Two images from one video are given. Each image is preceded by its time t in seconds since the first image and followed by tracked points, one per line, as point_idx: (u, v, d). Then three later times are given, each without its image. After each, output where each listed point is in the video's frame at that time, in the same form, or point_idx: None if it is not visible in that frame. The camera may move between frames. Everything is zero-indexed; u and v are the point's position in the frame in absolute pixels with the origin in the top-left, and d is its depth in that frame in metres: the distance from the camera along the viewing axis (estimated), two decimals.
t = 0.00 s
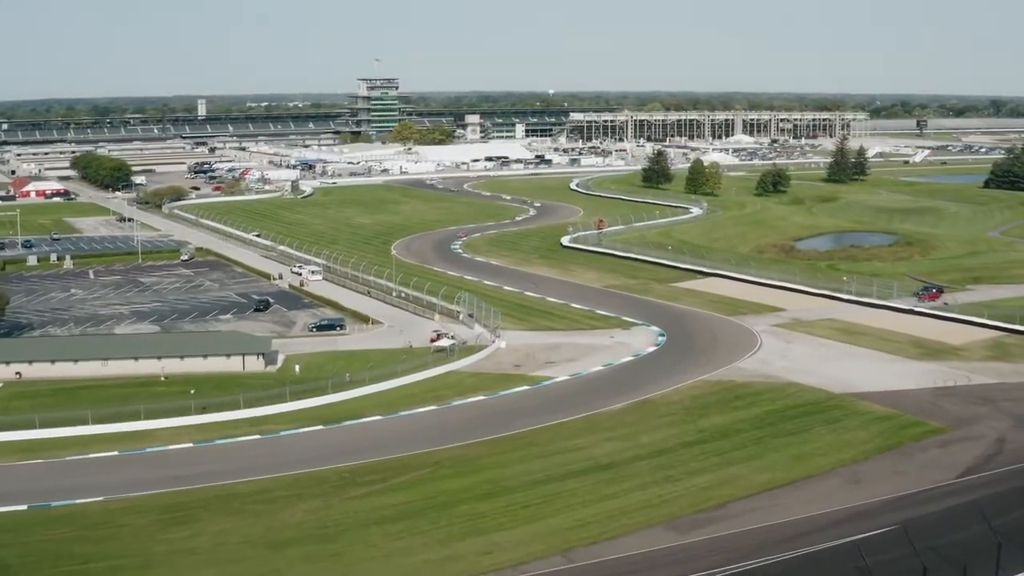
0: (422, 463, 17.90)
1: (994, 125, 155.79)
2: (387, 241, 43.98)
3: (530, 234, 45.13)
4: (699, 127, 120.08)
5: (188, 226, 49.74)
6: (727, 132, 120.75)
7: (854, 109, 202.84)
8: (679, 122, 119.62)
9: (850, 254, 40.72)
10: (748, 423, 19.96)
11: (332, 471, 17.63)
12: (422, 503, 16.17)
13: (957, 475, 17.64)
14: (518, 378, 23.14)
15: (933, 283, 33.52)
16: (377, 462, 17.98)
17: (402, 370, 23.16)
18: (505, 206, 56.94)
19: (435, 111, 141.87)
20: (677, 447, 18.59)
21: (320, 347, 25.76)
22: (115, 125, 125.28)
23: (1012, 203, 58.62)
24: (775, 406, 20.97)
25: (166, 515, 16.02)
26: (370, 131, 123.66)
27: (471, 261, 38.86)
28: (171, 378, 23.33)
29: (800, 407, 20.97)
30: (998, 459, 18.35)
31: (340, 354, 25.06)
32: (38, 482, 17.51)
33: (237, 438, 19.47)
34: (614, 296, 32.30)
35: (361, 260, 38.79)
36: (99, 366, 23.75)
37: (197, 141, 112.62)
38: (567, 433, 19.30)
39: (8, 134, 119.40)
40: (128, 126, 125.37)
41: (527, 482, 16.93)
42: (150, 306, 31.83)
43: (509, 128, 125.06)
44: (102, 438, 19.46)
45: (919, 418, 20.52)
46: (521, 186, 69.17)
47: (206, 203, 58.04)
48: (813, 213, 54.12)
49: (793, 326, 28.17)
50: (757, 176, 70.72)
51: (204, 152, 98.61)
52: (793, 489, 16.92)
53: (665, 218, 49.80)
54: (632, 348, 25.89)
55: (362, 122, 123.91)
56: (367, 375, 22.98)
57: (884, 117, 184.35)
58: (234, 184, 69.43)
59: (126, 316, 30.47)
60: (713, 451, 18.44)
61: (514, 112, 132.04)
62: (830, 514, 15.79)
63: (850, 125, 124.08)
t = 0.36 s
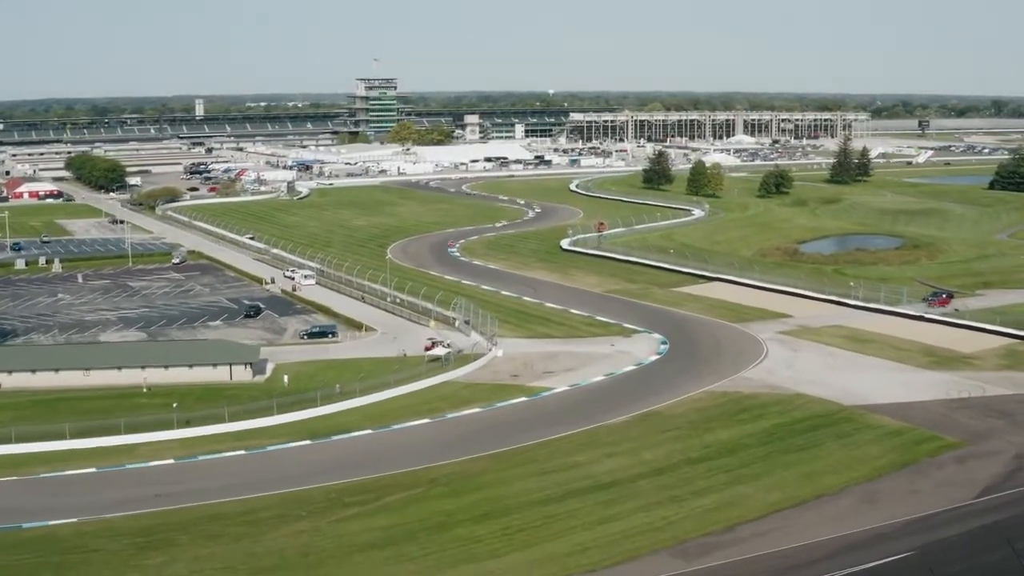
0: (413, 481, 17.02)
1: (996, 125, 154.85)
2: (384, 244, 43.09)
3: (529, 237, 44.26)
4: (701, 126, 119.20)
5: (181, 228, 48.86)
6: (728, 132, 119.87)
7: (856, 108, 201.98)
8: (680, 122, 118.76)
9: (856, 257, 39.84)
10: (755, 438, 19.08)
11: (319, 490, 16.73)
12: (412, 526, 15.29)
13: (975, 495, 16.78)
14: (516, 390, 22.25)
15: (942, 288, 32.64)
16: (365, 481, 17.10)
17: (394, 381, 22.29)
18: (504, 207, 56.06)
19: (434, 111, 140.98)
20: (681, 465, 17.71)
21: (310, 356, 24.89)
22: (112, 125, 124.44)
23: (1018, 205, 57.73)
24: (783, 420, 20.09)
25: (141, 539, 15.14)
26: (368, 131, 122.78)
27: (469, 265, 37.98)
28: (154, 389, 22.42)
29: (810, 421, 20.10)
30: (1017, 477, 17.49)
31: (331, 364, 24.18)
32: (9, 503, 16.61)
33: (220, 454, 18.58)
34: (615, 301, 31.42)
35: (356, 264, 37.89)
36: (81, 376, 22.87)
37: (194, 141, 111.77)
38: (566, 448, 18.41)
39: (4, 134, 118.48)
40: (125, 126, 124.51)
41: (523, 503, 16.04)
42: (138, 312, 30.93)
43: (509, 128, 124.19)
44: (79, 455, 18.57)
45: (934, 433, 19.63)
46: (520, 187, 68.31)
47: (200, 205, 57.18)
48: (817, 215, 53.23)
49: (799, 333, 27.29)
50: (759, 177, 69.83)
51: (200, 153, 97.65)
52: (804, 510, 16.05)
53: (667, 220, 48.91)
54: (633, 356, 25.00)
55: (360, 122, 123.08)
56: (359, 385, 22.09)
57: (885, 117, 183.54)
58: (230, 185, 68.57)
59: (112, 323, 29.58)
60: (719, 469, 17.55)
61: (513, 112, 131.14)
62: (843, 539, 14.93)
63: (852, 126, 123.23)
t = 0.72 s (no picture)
0: (404, 503, 16.12)
1: (999, 126, 153.92)
2: (379, 247, 42.19)
3: (527, 240, 43.35)
4: (702, 127, 118.30)
5: (174, 231, 47.97)
6: (729, 133, 118.98)
7: (857, 109, 201.08)
8: (680, 123, 117.84)
9: (863, 261, 38.96)
10: (764, 455, 18.20)
11: (304, 514, 15.83)
12: (402, 553, 14.39)
13: (998, 517, 15.90)
14: (513, 402, 21.35)
15: (952, 295, 31.76)
16: (354, 503, 16.20)
17: (387, 394, 21.39)
18: (503, 209, 55.17)
19: (433, 111, 140.08)
20: (687, 485, 16.83)
21: (300, 367, 24.01)
22: (108, 125, 123.60)
23: None
24: (793, 436, 19.20)
25: (114, 567, 14.25)
26: (366, 132, 121.86)
27: (466, 269, 37.10)
28: (137, 402, 21.52)
29: (820, 436, 19.22)
30: None
31: (321, 374, 23.27)
32: None
33: (202, 472, 17.69)
34: (616, 308, 30.52)
35: (350, 269, 36.99)
36: (61, 388, 21.96)
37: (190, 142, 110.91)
38: (565, 467, 17.52)
39: None
40: (121, 126, 123.59)
41: (520, 527, 15.16)
42: (125, 319, 30.03)
43: (508, 128, 123.29)
44: (54, 474, 17.67)
45: (951, 450, 18.74)
46: (519, 188, 67.43)
47: (194, 207, 56.28)
48: (821, 218, 52.35)
49: (807, 342, 26.41)
50: (762, 178, 68.94)
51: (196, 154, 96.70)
52: (817, 535, 15.15)
53: (668, 222, 48.06)
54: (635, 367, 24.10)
55: (359, 122, 122.16)
56: (349, 398, 21.20)
57: (887, 117, 182.71)
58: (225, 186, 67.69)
59: (98, 330, 28.68)
60: (727, 490, 16.67)
61: (513, 112, 130.22)
62: (859, 567, 14.05)
63: (854, 126, 122.37)
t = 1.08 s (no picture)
0: (397, 525, 15.31)
1: (1001, 126, 153.17)
2: (376, 250, 41.39)
3: (527, 244, 42.56)
4: (703, 127, 117.54)
5: (167, 233, 47.15)
6: (730, 133, 118.21)
7: (857, 109, 200.44)
8: (681, 123, 117.08)
9: (869, 265, 38.15)
10: (775, 472, 17.39)
11: (291, 537, 15.02)
12: None
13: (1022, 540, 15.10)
14: (512, 415, 20.54)
15: (962, 300, 30.97)
16: (345, 525, 15.38)
17: (381, 407, 20.58)
18: (502, 212, 54.38)
19: (432, 111, 139.19)
20: (695, 505, 16.01)
21: (292, 377, 23.20)
22: (105, 125, 122.81)
23: None
24: (804, 452, 18.39)
25: None
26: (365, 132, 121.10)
27: (464, 273, 36.31)
28: (122, 415, 20.69)
29: (833, 452, 18.41)
30: None
31: (314, 385, 22.48)
32: None
33: (187, 490, 16.88)
34: (618, 314, 29.72)
35: (346, 273, 36.20)
36: (43, 400, 21.13)
37: (188, 142, 110.20)
38: (566, 485, 16.72)
39: None
40: (118, 126, 122.92)
41: (518, 552, 14.35)
42: (113, 326, 29.22)
43: (508, 129, 122.45)
44: (31, 492, 16.84)
45: (969, 466, 17.94)
46: (518, 190, 66.64)
47: (189, 208, 55.51)
48: (826, 220, 51.56)
49: (815, 350, 25.61)
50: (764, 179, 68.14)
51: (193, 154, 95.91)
52: (833, 560, 14.35)
53: (671, 225, 47.26)
54: (638, 377, 23.29)
55: (358, 123, 121.44)
56: (342, 410, 20.39)
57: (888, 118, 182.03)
58: (221, 187, 66.93)
59: (85, 337, 27.86)
60: (737, 510, 15.86)
61: (513, 112, 129.48)
62: None
63: (855, 126, 121.60)
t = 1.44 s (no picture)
0: (388, 555, 14.36)
1: (1006, 127, 152.09)
2: (375, 254, 40.45)
3: (530, 247, 41.61)
4: (706, 127, 116.53)
5: (162, 236, 46.22)
6: (734, 134, 117.19)
7: (861, 108, 199.45)
8: (684, 123, 116.08)
9: (880, 270, 37.16)
10: (790, 495, 16.43)
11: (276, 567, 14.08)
12: None
13: None
14: (513, 431, 19.58)
15: (978, 307, 29.96)
16: (333, 555, 14.43)
17: (375, 423, 19.64)
18: (504, 214, 53.41)
19: (434, 111, 138.27)
20: (706, 532, 15.06)
21: (284, 390, 22.25)
22: (105, 125, 122.02)
23: None
24: (820, 472, 17.42)
25: None
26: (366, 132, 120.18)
27: (464, 278, 35.38)
28: (104, 432, 19.75)
29: (851, 472, 17.43)
30: None
31: (306, 399, 21.54)
32: None
33: (168, 515, 15.94)
34: (622, 322, 28.76)
35: (343, 278, 35.25)
36: (22, 415, 20.20)
37: (188, 142, 109.39)
38: (570, 510, 15.77)
39: None
40: (118, 126, 122.15)
41: None
42: (102, 334, 28.29)
43: (511, 129, 121.52)
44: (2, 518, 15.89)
45: (995, 487, 16.97)
46: (521, 191, 65.70)
47: (186, 211, 54.59)
48: (834, 222, 50.57)
49: (828, 360, 24.64)
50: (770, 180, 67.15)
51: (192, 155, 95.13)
52: None
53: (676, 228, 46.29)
54: (644, 390, 22.32)
55: (359, 123, 120.53)
56: (334, 427, 19.45)
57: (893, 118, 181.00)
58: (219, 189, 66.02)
59: (71, 347, 26.93)
60: (751, 538, 14.90)
61: (515, 112, 128.55)
62: None
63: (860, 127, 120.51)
